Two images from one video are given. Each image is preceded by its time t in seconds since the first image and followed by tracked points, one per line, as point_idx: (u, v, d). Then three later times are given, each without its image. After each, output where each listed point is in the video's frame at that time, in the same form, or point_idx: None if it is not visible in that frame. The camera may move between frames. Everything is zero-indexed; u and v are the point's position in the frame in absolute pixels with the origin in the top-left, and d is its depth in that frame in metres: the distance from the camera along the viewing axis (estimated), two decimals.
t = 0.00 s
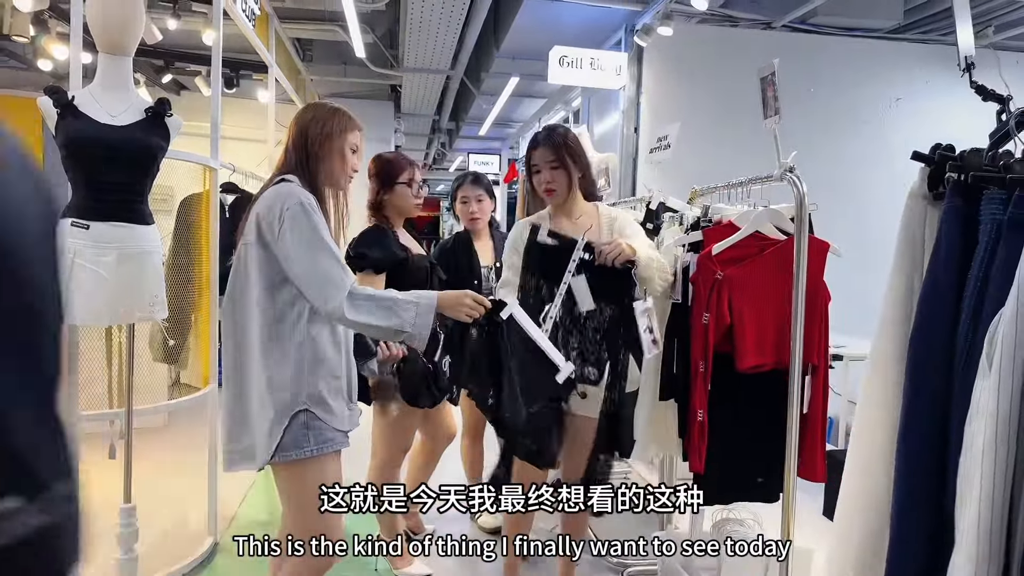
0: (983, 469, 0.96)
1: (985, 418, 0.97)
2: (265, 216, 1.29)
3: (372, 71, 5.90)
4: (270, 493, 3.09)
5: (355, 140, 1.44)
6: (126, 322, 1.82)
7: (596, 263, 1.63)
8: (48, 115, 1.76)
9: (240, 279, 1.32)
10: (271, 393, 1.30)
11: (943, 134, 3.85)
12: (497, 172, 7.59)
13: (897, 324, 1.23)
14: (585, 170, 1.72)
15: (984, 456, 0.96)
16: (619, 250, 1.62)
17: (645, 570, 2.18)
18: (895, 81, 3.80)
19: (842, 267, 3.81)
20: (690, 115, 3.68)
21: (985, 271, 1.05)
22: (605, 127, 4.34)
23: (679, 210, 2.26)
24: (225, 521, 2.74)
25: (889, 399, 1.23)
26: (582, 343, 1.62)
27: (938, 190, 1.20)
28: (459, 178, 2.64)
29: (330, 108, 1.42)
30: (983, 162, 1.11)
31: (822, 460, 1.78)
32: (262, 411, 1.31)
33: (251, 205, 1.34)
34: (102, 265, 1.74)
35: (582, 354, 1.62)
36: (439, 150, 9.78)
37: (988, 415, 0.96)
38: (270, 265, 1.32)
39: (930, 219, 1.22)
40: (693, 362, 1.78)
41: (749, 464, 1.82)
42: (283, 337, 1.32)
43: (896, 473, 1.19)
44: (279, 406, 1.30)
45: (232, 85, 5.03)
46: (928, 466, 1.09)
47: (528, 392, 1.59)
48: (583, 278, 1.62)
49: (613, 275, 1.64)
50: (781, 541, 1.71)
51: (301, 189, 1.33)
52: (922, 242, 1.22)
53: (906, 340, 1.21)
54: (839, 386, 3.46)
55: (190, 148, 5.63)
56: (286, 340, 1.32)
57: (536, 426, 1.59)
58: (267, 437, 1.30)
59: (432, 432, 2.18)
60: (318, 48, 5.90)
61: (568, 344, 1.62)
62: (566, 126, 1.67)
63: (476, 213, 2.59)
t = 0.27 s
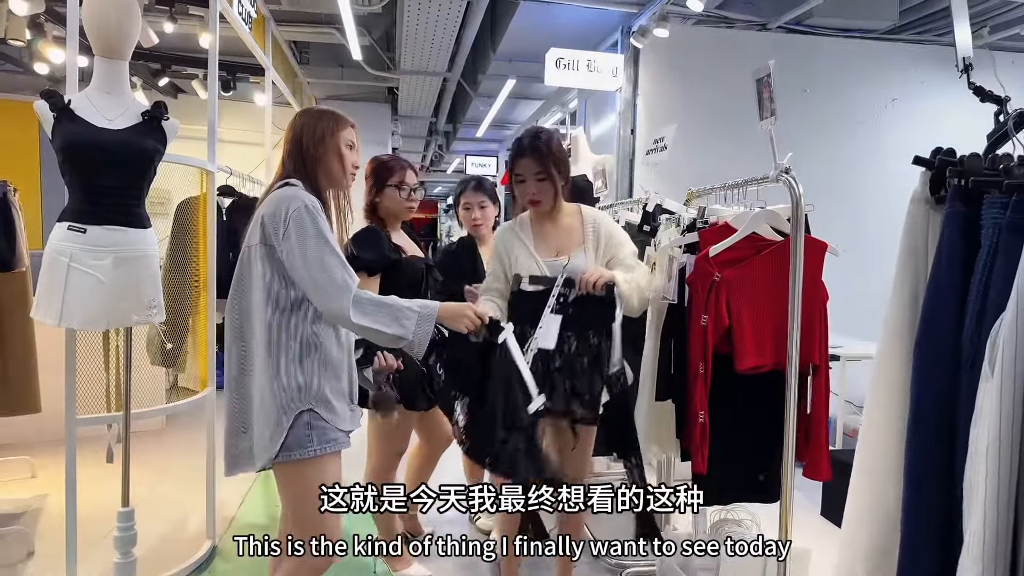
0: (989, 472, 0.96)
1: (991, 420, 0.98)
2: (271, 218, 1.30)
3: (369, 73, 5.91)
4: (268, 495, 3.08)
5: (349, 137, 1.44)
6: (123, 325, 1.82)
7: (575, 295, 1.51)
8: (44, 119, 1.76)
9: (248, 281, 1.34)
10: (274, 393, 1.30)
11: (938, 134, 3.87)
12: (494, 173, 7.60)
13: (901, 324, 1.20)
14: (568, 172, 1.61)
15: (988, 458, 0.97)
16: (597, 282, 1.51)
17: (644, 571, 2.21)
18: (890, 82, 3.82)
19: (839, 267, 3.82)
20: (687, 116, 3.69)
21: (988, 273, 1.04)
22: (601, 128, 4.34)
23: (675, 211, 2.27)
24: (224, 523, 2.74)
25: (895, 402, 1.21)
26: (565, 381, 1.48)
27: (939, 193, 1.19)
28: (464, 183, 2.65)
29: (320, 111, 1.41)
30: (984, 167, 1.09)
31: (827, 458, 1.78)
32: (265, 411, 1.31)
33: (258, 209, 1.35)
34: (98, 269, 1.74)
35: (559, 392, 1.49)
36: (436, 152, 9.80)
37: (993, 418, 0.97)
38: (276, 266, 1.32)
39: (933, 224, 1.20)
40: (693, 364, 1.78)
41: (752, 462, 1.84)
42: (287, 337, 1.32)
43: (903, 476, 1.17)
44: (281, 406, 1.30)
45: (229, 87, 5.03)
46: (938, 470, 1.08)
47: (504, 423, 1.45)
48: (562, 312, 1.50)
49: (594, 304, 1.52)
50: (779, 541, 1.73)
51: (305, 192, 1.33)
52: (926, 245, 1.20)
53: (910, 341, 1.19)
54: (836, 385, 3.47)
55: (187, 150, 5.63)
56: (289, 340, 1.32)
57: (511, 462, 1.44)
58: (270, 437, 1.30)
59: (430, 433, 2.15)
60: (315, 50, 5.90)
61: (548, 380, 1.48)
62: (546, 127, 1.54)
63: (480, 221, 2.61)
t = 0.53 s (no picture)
0: (993, 471, 0.97)
1: (994, 421, 0.98)
2: (272, 222, 1.30)
3: (367, 76, 5.91)
4: (268, 497, 3.09)
5: (348, 137, 1.44)
6: (123, 327, 1.82)
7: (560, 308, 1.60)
8: (44, 122, 1.76)
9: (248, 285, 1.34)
10: (279, 395, 1.31)
11: (936, 135, 3.88)
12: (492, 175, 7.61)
13: (907, 324, 1.20)
14: (555, 178, 1.68)
15: (993, 459, 0.97)
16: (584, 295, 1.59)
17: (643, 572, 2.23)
18: (888, 83, 3.83)
19: (837, 268, 3.83)
20: (686, 118, 3.70)
21: (993, 276, 1.04)
22: (600, 130, 4.35)
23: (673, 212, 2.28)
24: (224, 525, 2.75)
25: (903, 402, 1.20)
26: (540, 386, 1.61)
27: (943, 197, 1.18)
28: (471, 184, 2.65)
29: (320, 112, 1.42)
30: (987, 170, 1.09)
31: (828, 459, 1.78)
32: (271, 413, 1.31)
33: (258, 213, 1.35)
34: (99, 271, 1.75)
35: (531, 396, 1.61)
36: (434, 155, 9.82)
37: (996, 420, 0.97)
38: (277, 270, 1.33)
39: (937, 227, 1.19)
40: (692, 365, 1.79)
41: (755, 463, 1.84)
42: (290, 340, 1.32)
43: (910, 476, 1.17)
44: (287, 407, 1.30)
45: (227, 90, 5.03)
46: (944, 470, 1.09)
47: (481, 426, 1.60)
48: (544, 322, 1.59)
49: (573, 317, 1.61)
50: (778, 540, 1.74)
51: (304, 196, 1.33)
52: (930, 248, 1.20)
53: (916, 342, 1.19)
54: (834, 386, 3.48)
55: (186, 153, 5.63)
56: (293, 342, 1.33)
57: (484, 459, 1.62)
58: (277, 438, 1.30)
59: (428, 434, 2.12)
60: (313, 53, 5.90)
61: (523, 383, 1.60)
62: (536, 133, 1.59)
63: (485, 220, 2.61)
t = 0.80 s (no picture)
0: (994, 472, 0.97)
1: (994, 423, 0.99)
2: (275, 233, 1.32)
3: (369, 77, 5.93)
4: (275, 499, 3.12)
5: (354, 142, 1.45)
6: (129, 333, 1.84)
7: (557, 307, 1.62)
8: (49, 131, 1.78)
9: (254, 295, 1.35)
10: (287, 402, 1.33)
11: (938, 131, 3.88)
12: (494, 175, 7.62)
13: (908, 324, 1.21)
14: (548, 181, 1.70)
15: (994, 461, 0.98)
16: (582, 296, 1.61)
17: (647, 571, 2.26)
18: (890, 78, 3.82)
19: (840, 265, 3.83)
20: (687, 116, 3.71)
21: (992, 278, 1.04)
22: (601, 129, 4.35)
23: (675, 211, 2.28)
24: (231, 527, 2.77)
25: (906, 402, 1.21)
26: (536, 385, 1.62)
27: (943, 199, 1.19)
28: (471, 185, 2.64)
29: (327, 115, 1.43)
30: (986, 173, 1.10)
31: (826, 459, 1.79)
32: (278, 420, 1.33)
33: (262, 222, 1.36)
34: (105, 278, 1.77)
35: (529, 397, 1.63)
36: (437, 155, 9.82)
37: (996, 421, 0.97)
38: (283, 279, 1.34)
39: (937, 229, 1.20)
40: (692, 365, 1.79)
41: (759, 463, 1.85)
42: (297, 347, 1.34)
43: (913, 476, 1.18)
44: (295, 415, 1.32)
45: (230, 94, 5.06)
46: (945, 472, 1.09)
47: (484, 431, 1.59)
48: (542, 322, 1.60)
49: (569, 319, 1.63)
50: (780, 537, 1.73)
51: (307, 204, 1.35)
52: (930, 250, 1.20)
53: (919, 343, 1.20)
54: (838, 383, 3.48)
55: (189, 157, 5.67)
56: (300, 350, 1.34)
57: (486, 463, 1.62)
58: (285, 444, 1.32)
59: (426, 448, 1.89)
60: (315, 55, 5.93)
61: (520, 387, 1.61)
62: (530, 138, 1.61)
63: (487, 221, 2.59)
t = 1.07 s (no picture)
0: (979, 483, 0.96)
1: (979, 433, 0.97)
2: (284, 236, 1.31)
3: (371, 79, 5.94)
4: (270, 500, 3.11)
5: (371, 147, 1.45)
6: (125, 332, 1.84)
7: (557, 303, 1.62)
8: (48, 128, 1.78)
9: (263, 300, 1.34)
10: (296, 408, 1.32)
11: (937, 141, 3.88)
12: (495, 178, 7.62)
13: (896, 330, 1.20)
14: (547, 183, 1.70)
15: (978, 471, 0.96)
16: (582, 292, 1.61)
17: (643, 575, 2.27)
18: (889, 88, 3.83)
19: (839, 273, 3.83)
20: (687, 122, 3.71)
21: (981, 284, 1.03)
22: (602, 134, 4.35)
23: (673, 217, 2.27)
24: (225, 527, 2.76)
25: (894, 410, 1.19)
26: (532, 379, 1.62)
27: (933, 207, 1.17)
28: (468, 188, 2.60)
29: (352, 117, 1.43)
30: (977, 182, 1.09)
31: (817, 466, 1.79)
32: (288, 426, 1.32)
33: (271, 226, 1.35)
34: (102, 276, 1.76)
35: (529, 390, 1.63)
36: (438, 157, 9.83)
37: (982, 429, 0.96)
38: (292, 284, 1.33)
39: (927, 238, 1.18)
40: (687, 369, 1.79)
41: (748, 470, 1.84)
42: (307, 353, 1.34)
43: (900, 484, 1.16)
44: (304, 421, 1.31)
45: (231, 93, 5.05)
46: (929, 482, 1.07)
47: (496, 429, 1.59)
48: (542, 314, 1.61)
49: (569, 315, 1.63)
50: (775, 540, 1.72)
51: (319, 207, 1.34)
52: (919, 258, 1.19)
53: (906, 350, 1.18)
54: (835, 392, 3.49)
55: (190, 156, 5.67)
56: (309, 355, 1.33)
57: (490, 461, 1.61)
58: (295, 451, 1.31)
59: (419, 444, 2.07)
60: (317, 56, 5.93)
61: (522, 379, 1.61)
62: (526, 138, 1.62)
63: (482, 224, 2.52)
